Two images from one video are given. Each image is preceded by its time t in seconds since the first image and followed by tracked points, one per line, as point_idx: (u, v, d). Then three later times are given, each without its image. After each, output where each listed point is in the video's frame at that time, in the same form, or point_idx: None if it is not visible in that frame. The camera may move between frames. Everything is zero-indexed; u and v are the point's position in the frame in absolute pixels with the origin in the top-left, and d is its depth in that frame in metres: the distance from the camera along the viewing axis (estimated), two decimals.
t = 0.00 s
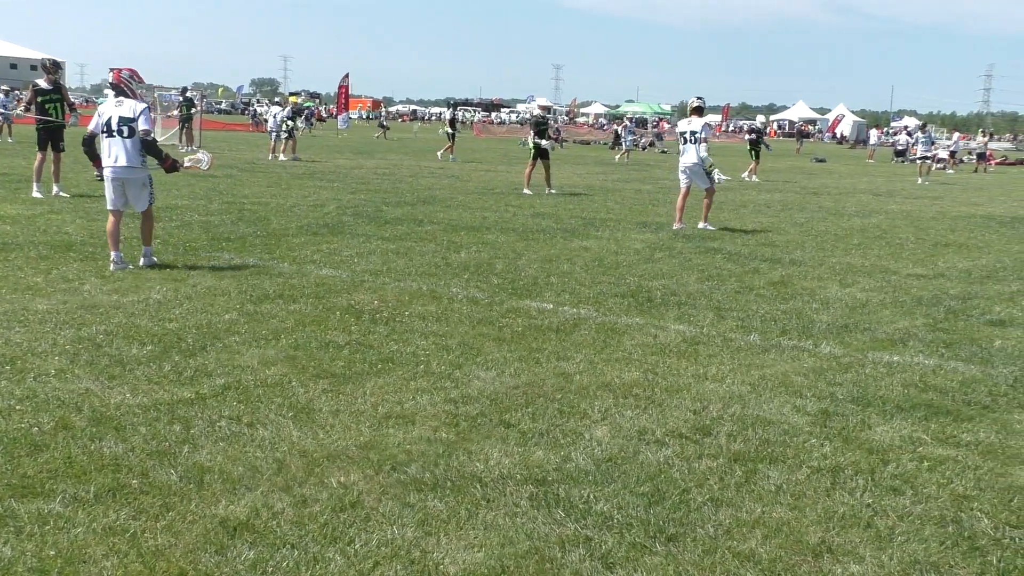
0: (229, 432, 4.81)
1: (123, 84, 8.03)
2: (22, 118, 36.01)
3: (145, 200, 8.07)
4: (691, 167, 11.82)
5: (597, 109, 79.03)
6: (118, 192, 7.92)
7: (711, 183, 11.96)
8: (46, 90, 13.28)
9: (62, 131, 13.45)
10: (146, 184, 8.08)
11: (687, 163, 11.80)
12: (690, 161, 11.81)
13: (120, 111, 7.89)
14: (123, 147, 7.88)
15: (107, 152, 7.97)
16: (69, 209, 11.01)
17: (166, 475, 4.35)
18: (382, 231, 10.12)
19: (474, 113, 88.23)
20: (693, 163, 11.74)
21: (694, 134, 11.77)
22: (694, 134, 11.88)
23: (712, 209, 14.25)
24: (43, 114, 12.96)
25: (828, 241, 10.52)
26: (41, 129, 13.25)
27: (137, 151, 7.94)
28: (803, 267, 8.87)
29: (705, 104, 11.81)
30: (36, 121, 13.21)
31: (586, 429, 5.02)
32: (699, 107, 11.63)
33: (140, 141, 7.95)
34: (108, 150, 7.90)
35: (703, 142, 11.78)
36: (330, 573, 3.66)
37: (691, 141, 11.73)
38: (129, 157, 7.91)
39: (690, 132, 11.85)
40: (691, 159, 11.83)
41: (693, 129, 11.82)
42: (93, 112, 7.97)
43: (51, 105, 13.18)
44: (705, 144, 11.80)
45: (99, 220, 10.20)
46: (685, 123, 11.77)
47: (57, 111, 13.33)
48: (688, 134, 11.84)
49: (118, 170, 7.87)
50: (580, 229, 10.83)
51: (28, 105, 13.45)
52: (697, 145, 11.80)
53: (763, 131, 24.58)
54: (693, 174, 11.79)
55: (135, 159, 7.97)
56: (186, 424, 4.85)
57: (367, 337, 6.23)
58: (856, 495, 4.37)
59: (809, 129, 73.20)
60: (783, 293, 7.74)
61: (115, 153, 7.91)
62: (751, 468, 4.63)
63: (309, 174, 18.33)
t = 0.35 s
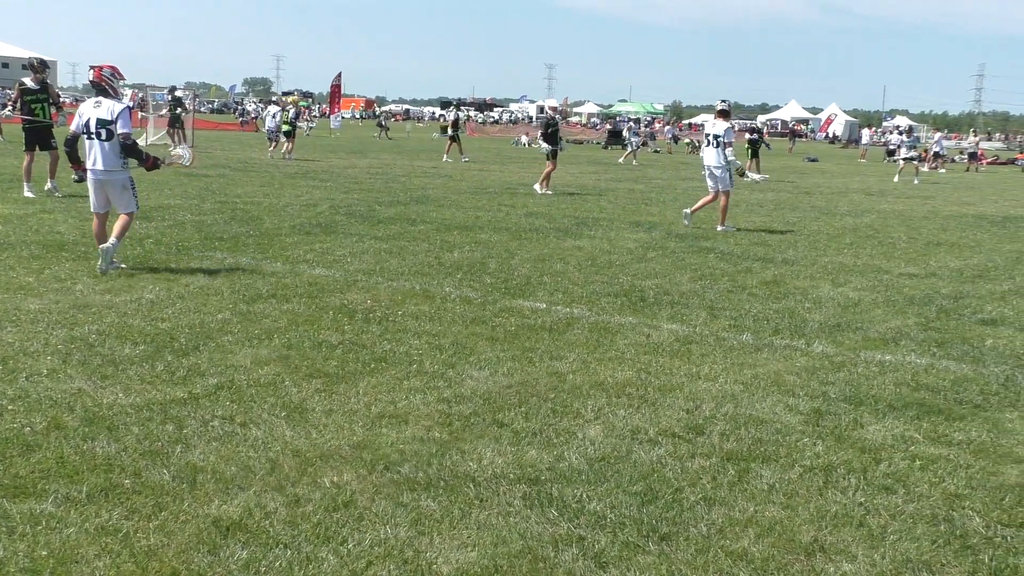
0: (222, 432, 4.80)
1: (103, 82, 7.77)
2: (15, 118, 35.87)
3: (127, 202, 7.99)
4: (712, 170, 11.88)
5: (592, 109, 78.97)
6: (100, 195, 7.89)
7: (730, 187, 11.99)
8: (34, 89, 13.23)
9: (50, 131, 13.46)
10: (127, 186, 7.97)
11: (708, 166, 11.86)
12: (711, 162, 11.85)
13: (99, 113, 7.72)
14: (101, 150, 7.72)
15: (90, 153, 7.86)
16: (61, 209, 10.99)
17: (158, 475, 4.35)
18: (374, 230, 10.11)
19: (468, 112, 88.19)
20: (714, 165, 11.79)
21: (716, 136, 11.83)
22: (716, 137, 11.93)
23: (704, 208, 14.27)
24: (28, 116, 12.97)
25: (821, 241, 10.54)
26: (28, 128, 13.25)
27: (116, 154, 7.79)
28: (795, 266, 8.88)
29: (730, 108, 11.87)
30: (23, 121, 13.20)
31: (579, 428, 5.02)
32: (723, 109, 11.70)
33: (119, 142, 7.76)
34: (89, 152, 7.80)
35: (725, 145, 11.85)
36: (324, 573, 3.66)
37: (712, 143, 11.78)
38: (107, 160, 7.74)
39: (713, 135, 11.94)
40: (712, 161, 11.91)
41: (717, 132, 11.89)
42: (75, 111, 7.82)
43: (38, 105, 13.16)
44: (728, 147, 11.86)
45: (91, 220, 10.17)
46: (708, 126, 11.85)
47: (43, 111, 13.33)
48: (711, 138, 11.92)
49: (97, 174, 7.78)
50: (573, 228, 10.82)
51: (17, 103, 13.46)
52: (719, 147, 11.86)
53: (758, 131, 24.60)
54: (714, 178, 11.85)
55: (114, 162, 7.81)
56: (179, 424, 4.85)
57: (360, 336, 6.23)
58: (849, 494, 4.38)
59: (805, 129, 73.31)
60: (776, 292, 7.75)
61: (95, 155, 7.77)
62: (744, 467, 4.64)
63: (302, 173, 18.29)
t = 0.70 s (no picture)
0: (212, 432, 4.79)
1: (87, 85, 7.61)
2: (6, 118, 35.71)
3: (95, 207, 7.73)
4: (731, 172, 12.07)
5: (583, 108, 78.88)
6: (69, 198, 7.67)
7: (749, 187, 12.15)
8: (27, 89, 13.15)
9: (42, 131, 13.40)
10: (95, 190, 7.70)
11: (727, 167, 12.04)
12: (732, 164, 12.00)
13: (76, 115, 7.59)
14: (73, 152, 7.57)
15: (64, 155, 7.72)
16: (50, 209, 10.93)
17: (148, 475, 4.33)
18: (365, 230, 10.09)
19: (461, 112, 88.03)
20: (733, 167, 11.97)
21: (737, 138, 11.92)
22: (737, 138, 12.03)
23: (695, 207, 14.29)
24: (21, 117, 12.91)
25: (811, 240, 10.56)
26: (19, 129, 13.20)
27: (85, 157, 7.59)
28: (786, 265, 8.89)
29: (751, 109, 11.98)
30: (15, 121, 13.15)
31: (570, 428, 5.02)
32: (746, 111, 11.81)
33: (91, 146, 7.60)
34: (62, 153, 7.67)
35: (746, 147, 11.95)
36: (315, 574, 3.66)
37: (734, 145, 11.91)
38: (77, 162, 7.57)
39: (734, 135, 12.04)
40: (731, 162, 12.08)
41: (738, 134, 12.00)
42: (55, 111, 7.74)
43: (31, 106, 13.09)
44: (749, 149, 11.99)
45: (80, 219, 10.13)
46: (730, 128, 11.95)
47: (36, 111, 13.27)
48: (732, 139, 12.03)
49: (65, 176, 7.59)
50: (564, 228, 10.81)
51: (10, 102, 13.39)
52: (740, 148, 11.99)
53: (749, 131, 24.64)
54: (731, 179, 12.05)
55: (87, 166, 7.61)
56: (169, 424, 4.84)
57: (350, 336, 6.22)
58: (839, 492, 4.39)
59: (798, 128, 73.46)
60: (767, 291, 7.76)
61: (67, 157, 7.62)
62: (734, 466, 4.65)
63: (292, 173, 18.21)
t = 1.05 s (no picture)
0: (200, 432, 4.78)
1: (55, 80, 7.60)
2: None
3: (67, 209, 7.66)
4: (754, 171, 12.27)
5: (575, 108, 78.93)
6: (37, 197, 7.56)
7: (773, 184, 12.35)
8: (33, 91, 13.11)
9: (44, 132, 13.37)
10: (71, 191, 7.69)
11: (749, 166, 12.23)
12: (753, 163, 12.23)
13: (46, 113, 7.52)
14: (43, 150, 7.48)
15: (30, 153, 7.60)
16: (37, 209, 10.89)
17: (136, 476, 4.32)
18: (354, 230, 10.09)
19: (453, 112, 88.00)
20: (755, 166, 12.17)
21: (756, 137, 12.15)
22: (756, 137, 12.26)
23: (684, 206, 14.32)
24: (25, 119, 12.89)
25: (799, 239, 10.58)
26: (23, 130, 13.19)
27: (57, 156, 7.52)
28: (774, 265, 8.91)
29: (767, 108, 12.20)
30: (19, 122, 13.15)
31: (560, 427, 5.02)
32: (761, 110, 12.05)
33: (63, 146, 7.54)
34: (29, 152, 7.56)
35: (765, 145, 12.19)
36: (303, 574, 3.66)
37: (752, 144, 12.14)
38: (49, 162, 7.50)
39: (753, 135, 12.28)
40: (753, 161, 12.29)
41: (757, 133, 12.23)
42: (20, 108, 7.62)
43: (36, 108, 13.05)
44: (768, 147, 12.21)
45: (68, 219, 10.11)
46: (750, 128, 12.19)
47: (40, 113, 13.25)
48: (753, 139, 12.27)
49: (35, 175, 7.49)
50: (552, 228, 10.83)
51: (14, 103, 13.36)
52: (759, 147, 12.22)
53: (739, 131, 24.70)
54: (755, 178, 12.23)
55: (58, 166, 7.55)
56: (157, 424, 4.83)
57: (339, 336, 6.21)
58: (827, 491, 4.40)
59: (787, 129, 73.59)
60: (755, 290, 7.78)
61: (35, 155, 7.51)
62: (723, 465, 4.65)
63: (281, 173, 18.17)
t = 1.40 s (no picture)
0: (191, 433, 4.77)
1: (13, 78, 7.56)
2: None
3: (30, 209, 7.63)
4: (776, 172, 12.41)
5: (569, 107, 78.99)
6: None
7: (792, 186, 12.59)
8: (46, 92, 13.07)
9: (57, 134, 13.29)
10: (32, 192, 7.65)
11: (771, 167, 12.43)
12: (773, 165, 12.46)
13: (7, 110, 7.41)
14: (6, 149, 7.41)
15: None
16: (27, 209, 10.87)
17: (127, 477, 4.31)
18: (345, 230, 10.08)
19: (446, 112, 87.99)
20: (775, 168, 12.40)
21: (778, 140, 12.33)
22: (777, 138, 12.41)
23: (675, 206, 14.34)
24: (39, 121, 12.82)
25: (789, 239, 10.59)
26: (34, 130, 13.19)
27: (20, 155, 7.47)
28: (765, 264, 8.92)
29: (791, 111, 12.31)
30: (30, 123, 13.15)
31: (551, 427, 5.02)
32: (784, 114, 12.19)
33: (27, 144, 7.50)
34: None
35: (785, 147, 12.36)
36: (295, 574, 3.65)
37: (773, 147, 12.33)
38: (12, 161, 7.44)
39: (774, 137, 12.45)
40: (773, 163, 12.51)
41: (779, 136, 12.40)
42: None
43: (49, 109, 12.99)
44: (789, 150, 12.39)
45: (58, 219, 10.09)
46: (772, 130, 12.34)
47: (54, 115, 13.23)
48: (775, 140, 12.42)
49: None
50: (544, 227, 10.84)
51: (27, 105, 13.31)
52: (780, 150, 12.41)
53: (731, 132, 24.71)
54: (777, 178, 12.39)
55: (20, 165, 7.50)
56: (148, 425, 4.82)
57: (330, 336, 6.21)
58: (818, 491, 4.41)
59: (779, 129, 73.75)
60: (746, 290, 7.79)
61: None
62: (714, 465, 4.66)
63: (272, 173, 18.14)
